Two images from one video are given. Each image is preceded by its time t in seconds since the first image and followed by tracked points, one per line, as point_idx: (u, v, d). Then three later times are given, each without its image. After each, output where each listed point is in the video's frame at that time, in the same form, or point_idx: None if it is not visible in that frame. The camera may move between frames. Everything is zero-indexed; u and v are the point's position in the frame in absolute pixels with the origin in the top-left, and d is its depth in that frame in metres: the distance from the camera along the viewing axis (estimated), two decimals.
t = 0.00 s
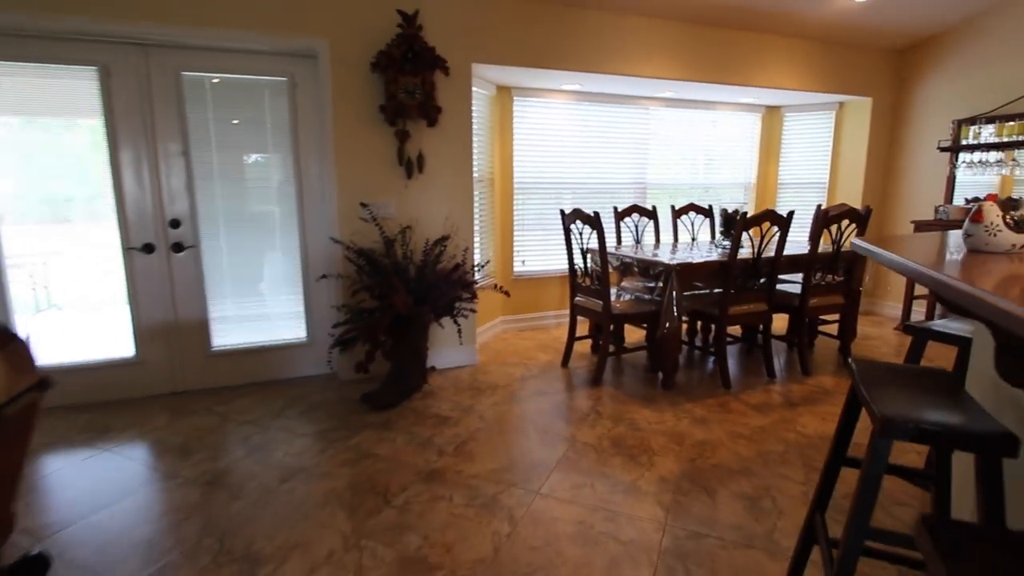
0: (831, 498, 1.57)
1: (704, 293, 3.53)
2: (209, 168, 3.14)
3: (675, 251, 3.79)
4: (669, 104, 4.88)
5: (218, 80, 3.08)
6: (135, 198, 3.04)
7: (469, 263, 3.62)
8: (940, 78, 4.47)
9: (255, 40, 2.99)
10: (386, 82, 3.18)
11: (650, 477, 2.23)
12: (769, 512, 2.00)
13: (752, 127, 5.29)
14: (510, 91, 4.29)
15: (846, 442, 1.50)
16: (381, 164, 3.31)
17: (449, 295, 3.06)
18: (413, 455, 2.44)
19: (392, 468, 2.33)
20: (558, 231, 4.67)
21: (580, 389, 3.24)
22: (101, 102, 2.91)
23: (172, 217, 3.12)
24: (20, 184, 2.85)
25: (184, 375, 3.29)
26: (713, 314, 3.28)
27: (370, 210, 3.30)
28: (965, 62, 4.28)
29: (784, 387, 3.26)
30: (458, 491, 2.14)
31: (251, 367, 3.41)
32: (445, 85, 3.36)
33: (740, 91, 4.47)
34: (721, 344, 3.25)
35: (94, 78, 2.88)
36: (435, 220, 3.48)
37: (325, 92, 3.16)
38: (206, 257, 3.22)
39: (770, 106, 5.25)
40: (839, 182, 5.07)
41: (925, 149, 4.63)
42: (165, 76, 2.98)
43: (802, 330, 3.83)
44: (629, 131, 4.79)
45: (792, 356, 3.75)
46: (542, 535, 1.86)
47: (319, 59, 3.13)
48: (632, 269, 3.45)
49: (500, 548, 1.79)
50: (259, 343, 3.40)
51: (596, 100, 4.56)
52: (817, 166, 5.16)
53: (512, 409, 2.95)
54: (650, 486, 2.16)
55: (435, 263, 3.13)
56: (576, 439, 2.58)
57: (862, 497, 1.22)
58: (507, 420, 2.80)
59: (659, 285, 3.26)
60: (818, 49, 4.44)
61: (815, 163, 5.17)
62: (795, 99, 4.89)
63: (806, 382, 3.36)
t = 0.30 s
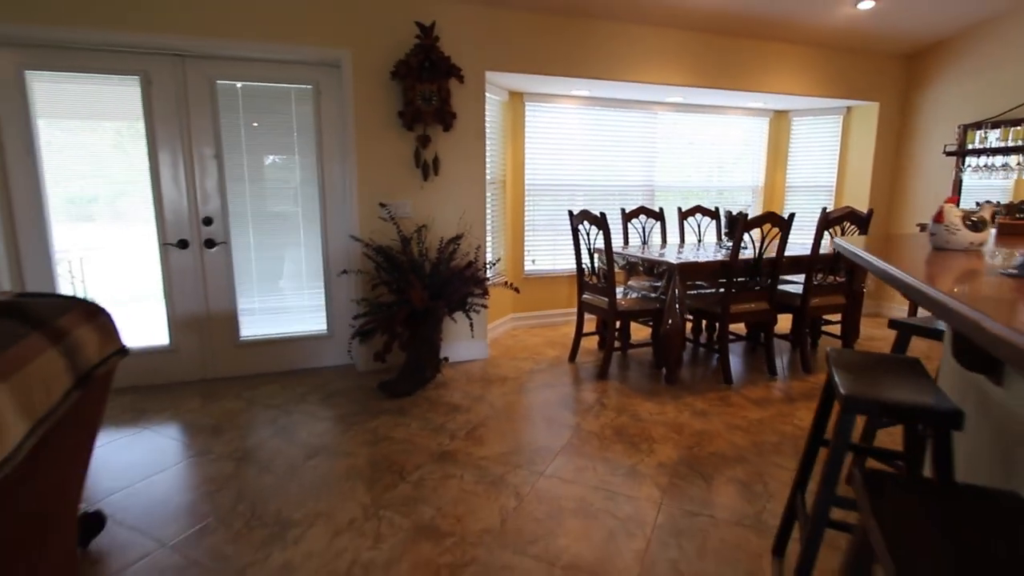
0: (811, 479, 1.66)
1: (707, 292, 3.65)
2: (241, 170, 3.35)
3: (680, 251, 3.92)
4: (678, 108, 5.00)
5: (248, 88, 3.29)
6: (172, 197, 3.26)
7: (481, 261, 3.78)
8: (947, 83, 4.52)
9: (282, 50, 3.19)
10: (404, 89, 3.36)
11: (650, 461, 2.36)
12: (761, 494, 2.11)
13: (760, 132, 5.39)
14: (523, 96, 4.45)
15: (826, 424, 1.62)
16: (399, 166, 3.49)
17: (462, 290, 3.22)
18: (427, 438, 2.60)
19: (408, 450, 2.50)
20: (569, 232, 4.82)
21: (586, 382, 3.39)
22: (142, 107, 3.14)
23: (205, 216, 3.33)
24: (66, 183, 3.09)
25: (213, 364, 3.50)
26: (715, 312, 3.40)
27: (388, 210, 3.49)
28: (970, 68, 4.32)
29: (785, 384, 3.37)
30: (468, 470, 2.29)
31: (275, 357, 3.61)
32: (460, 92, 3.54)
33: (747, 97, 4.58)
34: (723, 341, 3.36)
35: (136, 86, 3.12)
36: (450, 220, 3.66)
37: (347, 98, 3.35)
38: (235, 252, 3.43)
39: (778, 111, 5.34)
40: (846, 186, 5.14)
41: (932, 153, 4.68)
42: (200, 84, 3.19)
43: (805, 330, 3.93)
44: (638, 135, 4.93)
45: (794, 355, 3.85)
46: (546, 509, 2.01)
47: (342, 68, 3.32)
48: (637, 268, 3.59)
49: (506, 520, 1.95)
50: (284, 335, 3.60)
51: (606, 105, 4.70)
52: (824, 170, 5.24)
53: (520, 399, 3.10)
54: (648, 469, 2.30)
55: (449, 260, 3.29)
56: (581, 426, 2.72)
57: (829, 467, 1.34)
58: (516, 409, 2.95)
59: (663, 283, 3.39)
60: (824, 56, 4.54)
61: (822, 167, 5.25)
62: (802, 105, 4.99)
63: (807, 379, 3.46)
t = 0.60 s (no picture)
0: (791, 459, 1.79)
1: (707, 291, 3.78)
2: (263, 172, 3.54)
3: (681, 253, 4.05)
4: (682, 114, 5.13)
5: (270, 96, 3.48)
6: (198, 198, 3.46)
7: (490, 260, 3.94)
8: (946, 90, 4.60)
9: (302, 60, 3.37)
10: (418, 97, 3.53)
11: (646, 449, 2.50)
12: (751, 479, 2.24)
13: (763, 136, 5.51)
14: (531, 102, 4.61)
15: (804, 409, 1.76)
16: (412, 169, 3.66)
17: (471, 287, 3.37)
18: (437, 426, 2.76)
19: (419, 436, 2.66)
20: (575, 234, 4.97)
21: (590, 377, 3.53)
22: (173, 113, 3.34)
23: (229, 215, 3.52)
24: (100, 183, 3.31)
25: (234, 356, 3.69)
26: (714, 310, 3.52)
27: (401, 211, 3.66)
28: (969, 75, 4.39)
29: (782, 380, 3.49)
30: (476, 455, 2.45)
31: (294, 349, 3.80)
32: (470, 99, 3.71)
33: (749, 104, 4.70)
34: (723, 338, 3.48)
35: (166, 94, 3.32)
36: (460, 221, 3.82)
37: (364, 105, 3.53)
38: (257, 250, 3.62)
39: (781, 116, 5.45)
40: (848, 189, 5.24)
41: (930, 158, 4.75)
42: (226, 92, 3.39)
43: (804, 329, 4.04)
44: (643, 139, 5.06)
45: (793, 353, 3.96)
46: (547, 490, 2.15)
47: (359, 76, 3.50)
48: (640, 269, 3.73)
49: (510, 498, 2.09)
50: (302, 329, 3.79)
51: (612, 111, 4.85)
52: (827, 174, 5.35)
53: (526, 392, 3.25)
54: (645, 456, 2.44)
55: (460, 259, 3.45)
56: (583, 417, 2.87)
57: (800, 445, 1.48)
58: (522, 401, 3.10)
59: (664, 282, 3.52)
60: (825, 64, 4.65)
61: (825, 172, 5.36)
62: (804, 110, 5.09)
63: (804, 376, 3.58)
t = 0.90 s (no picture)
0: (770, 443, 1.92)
1: (704, 287, 3.90)
2: (279, 172, 3.70)
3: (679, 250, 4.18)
4: (684, 115, 5.24)
5: (286, 99, 3.64)
6: (219, 196, 3.62)
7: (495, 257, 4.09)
8: (939, 92, 4.70)
9: (316, 65, 3.53)
10: (427, 100, 3.68)
11: (643, 435, 2.64)
12: (741, 463, 2.37)
13: (763, 137, 5.61)
14: (536, 104, 4.74)
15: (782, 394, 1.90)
16: (421, 170, 3.81)
17: (477, 283, 3.51)
18: (445, 413, 2.91)
19: (428, 422, 2.81)
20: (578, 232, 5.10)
21: (592, 369, 3.67)
22: (195, 116, 3.50)
23: (246, 213, 3.68)
24: (129, 183, 3.48)
25: (252, 348, 3.86)
26: (711, 305, 3.65)
27: (411, 209, 3.81)
28: (963, 77, 4.48)
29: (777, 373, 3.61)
30: (482, 439, 2.60)
31: (307, 342, 3.96)
32: (478, 102, 3.85)
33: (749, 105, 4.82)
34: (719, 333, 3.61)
35: (189, 98, 3.48)
36: (467, 219, 3.97)
37: (375, 108, 3.68)
38: (273, 247, 3.78)
39: (778, 118, 5.56)
40: (845, 188, 5.34)
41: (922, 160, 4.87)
42: (245, 96, 3.55)
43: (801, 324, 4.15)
44: (646, 140, 5.19)
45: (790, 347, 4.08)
46: (548, 471, 2.30)
47: (371, 81, 3.66)
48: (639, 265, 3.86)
49: (513, 479, 2.23)
50: (315, 322, 3.95)
51: (614, 113, 4.97)
52: (825, 174, 5.44)
53: (530, 382, 3.40)
54: (642, 441, 2.57)
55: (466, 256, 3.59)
56: (584, 405, 3.00)
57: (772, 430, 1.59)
58: (526, 390, 3.25)
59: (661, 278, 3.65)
60: (823, 67, 4.75)
61: (824, 171, 5.45)
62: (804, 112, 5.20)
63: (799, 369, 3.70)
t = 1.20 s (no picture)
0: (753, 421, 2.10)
1: (700, 283, 4.07)
2: (292, 171, 3.90)
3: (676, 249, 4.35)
4: (684, 119, 5.40)
5: (300, 103, 3.83)
6: (236, 195, 3.82)
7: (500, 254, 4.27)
8: (931, 96, 4.84)
9: (329, 71, 3.72)
10: (435, 104, 3.87)
11: (638, 420, 2.81)
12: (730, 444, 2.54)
13: (760, 139, 5.77)
14: (540, 107, 4.91)
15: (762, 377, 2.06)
16: (428, 170, 4.00)
17: (483, 279, 3.69)
18: (452, 400, 3.09)
19: (436, 408, 2.99)
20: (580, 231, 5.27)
21: (592, 361, 3.84)
22: (213, 117, 3.70)
23: (263, 212, 3.88)
24: (152, 181, 3.68)
25: (268, 340, 4.05)
26: (706, 301, 3.81)
27: (419, 209, 4.00)
28: (953, 82, 4.63)
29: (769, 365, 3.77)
30: (487, 423, 2.77)
31: (320, 335, 4.14)
32: (483, 107, 4.04)
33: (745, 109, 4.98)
34: (714, 327, 3.78)
35: (207, 100, 3.68)
36: (473, 218, 4.16)
37: (386, 112, 3.87)
38: (288, 244, 3.97)
39: (776, 122, 5.71)
40: (840, 189, 5.50)
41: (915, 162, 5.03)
42: (261, 99, 3.74)
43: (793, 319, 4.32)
44: (647, 143, 5.35)
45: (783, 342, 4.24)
46: (549, 451, 2.47)
47: (381, 85, 3.84)
48: (638, 263, 4.03)
49: (516, 457, 2.41)
50: (328, 317, 4.13)
51: (616, 116, 5.14)
52: (821, 175, 5.59)
53: (532, 373, 3.57)
54: (637, 425, 2.74)
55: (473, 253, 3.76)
56: (584, 393, 3.18)
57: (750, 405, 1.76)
58: (529, 380, 3.42)
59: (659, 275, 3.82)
60: (818, 71, 4.91)
61: (819, 173, 5.60)
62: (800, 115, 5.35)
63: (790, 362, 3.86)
